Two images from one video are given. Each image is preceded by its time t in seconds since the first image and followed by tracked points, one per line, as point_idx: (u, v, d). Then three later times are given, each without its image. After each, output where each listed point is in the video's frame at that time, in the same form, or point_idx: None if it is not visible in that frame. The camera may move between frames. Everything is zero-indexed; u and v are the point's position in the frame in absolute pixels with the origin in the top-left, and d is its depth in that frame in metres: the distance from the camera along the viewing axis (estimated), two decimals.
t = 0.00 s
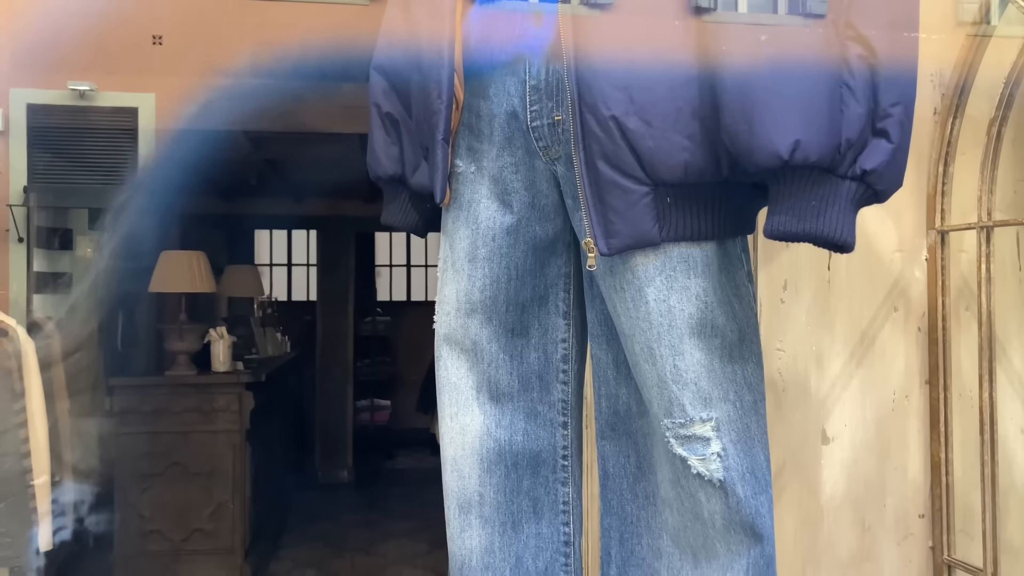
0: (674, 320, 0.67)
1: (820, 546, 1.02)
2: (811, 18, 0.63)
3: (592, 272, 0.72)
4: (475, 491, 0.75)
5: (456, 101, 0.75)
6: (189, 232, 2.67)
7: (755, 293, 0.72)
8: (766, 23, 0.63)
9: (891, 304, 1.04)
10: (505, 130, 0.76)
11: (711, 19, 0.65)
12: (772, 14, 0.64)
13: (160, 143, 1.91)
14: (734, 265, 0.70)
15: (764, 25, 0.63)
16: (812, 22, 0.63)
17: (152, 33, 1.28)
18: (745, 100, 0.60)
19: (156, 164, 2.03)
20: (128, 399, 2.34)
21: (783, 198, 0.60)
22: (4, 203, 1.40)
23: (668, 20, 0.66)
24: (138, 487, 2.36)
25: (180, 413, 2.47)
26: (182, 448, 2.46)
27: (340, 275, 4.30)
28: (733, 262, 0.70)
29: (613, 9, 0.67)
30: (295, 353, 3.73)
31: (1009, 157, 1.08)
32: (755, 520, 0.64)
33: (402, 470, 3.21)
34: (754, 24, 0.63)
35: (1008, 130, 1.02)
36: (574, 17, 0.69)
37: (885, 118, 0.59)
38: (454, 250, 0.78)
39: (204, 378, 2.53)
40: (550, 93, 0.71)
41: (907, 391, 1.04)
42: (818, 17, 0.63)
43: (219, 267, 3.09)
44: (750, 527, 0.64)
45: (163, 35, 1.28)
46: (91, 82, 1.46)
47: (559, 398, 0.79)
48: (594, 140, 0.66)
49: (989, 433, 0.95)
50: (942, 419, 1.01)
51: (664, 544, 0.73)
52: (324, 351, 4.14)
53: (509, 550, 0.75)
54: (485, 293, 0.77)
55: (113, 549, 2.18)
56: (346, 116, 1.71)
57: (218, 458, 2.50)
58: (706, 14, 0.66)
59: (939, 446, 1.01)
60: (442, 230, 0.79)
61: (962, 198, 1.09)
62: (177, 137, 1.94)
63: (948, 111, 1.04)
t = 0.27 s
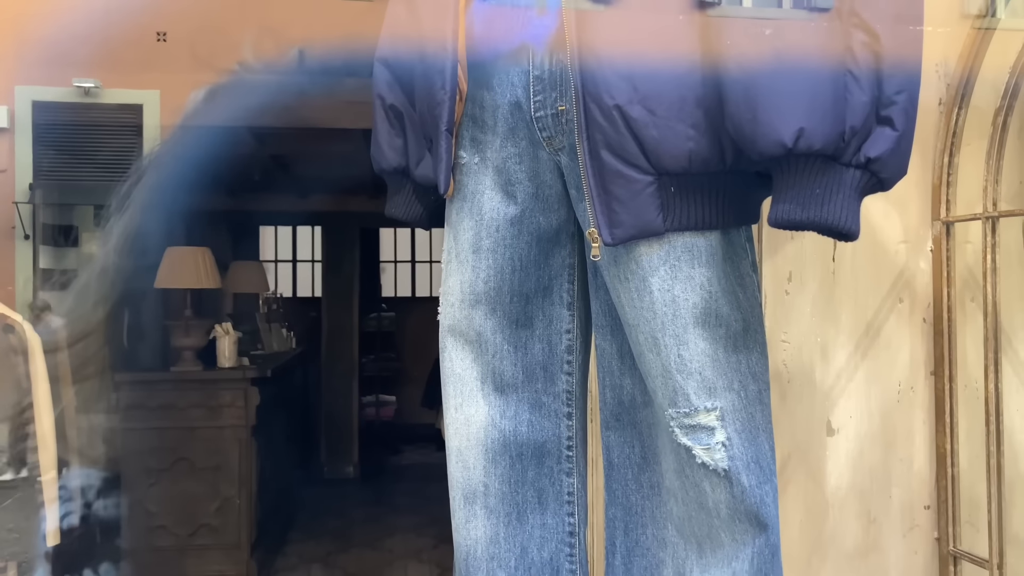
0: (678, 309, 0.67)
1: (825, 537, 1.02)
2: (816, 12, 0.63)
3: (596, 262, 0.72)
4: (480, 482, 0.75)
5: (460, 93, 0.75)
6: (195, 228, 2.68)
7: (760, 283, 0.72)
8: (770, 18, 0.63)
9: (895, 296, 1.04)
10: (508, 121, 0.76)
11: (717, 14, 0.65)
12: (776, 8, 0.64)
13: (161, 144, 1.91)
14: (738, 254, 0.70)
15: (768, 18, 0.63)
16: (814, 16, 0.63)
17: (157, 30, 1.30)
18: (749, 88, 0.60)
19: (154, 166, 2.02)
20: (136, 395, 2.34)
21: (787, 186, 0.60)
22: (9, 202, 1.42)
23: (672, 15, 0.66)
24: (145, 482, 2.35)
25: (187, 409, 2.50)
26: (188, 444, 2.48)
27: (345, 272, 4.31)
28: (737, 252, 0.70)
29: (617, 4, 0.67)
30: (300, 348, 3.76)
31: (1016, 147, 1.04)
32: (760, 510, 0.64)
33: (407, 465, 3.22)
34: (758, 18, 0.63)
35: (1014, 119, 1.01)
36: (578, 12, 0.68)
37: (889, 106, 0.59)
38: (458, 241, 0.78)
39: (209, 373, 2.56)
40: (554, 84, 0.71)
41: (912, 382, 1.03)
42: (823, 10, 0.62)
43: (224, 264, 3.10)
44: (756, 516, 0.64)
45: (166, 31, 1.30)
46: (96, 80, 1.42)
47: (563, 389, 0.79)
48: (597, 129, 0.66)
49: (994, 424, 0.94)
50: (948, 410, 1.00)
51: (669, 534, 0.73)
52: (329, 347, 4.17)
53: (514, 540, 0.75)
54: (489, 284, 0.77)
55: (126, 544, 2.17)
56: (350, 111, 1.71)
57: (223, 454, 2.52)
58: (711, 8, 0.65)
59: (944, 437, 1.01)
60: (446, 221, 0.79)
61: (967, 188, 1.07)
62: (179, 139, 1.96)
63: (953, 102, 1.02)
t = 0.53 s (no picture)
0: (683, 297, 0.67)
1: (830, 526, 1.01)
2: (820, 5, 0.61)
3: (600, 250, 0.72)
4: (485, 470, 0.76)
5: (464, 82, 0.75)
6: (197, 221, 2.68)
7: (764, 270, 0.71)
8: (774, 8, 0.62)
9: (900, 285, 1.04)
10: (512, 109, 0.76)
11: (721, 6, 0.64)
12: None
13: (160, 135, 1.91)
14: (742, 242, 0.70)
15: (772, 11, 0.62)
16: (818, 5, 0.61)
17: (161, 26, 1.33)
18: (752, 75, 0.60)
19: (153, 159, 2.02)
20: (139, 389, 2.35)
21: (792, 171, 0.60)
22: (15, 198, 1.48)
23: (675, 8, 0.65)
24: (151, 476, 2.36)
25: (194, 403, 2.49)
26: (195, 438, 2.49)
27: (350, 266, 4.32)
28: (741, 239, 0.70)
29: None
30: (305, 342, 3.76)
31: None
32: (765, 496, 0.65)
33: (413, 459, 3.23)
34: (763, 10, 0.62)
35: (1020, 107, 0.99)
36: (581, 6, 0.68)
37: (894, 91, 0.58)
38: (463, 230, 0.78)
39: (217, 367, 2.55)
40: (557, 72, 0.71)
41: (917, 370, 1.03)
42: (827, 4, 0.61)
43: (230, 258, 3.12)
44: (760, 503, 0.65)
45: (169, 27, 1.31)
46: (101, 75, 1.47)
47: (568, 378, 0.79)
48: (601, 118, 0.66)
49: (1000, 413, 0.94)
50: (952, 399, 1.00)
51: (673, 522, 0.73)
52: (334, 341, 4.20)
53: (519, 528, 0.76)
54: (493, 273, 0.77)
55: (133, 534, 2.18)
56: (354, 105, 1.71)
57: (230, 448, 2.54)
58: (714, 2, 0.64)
59: (949, 427, 1.00)
60: (450, 211, 0.80)
61: (972, 177, 1.06)
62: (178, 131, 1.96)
63: (958, 91, 1.02)
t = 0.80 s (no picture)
0: (686, 280, 0.67)
1: (835, 511, 1.01)
2: None
3: (603, 234, 0.72)
4: (489, 456, 0.76)
5: (466, 67, 0.75)
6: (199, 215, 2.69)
7: (768, 253, 0.71)
8: None
9: (904, 271, 1.03)
10: (514, 94, 0.76)
11: None
12: None
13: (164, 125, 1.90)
14: (746, 225, 0.70)
15: None
16: None
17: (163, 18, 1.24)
18: (756, 57, 0.59)
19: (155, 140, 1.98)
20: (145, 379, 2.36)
21: (796, 152, 0.59)
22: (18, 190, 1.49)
23: None
24: (157, 467, 2.37)
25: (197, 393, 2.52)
26: (199, 429, 2.51)
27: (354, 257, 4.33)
28: (745, 222, 0.70)
29: None
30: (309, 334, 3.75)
31: None
32: (769, 479, 0.65)
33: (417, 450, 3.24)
34: None
35: None
36: None
37: (898, 71, 0.57)
38: (465, 215, 0.78)
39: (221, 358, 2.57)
40: (559, 55, 0.70)
41: (921, 356, 1.03)
42: None
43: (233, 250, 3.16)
44: (764, 486, 0.65)
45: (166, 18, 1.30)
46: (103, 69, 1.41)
47: (571, 362, 0.79)
48: (604, 100, 0.66)
49: (1005, 397, 0.95)
50: (957, 382, 1.01)
51: (677, 506, 0.73)
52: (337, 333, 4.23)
53: (523, 513, 0.76)
54: (496, 258, 0.77)
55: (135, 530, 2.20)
56: (356, 95, 1.70)
57: (235, 439, 2.55)
58: None
59: (953, 412, 1.01)
60: (452, 196, 0.79)
61: (977, 162, 1.05)
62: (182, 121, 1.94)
63: (962, 75, 1.00)
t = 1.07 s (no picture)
0: (686, 259, 0.67)
1: (836, 492, 1.01)
2: None
3: (604, 213, 0.72)
4: (490, 436, 0.76)
5: (465, 46, 0.75)
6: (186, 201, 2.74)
7: (769, 232, 0.71)
8: None
9: (906, 252, 1.03)
10: (514, 73, 0.75)
11: None
12: None
13: (156, 110, 1.91)
14: (747, 204, 0.70)
15: None
16: None
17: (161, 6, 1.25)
18: (757, 32, 0.59)
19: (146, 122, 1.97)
20: (148, 367, 2.39)
21: (797, 128, 0.59)
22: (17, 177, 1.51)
23: None
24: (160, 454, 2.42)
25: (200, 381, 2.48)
26: (203, 416, 2.49)
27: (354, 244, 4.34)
28: (746, 201, 0.70)
29: None
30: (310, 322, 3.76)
31: None
32: (769, 457, 0.65)
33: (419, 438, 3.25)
34: None
35: None
36: None
37: (899, 47, 0.57)
38: (465, 196, 0.78)
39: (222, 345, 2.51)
40: (560, 33, 0.70)
41: (922, 337, 1.03)
42: None
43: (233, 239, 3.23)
44: (764, 463, 0.65)
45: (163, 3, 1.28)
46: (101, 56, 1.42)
47: (572, 343, 0.79)
48: (604, 78, 0.66)
49: (1006, 378, 0.95)
50: (959, 363, 1.00)
51: (678, 485, 0.74)
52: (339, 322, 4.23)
53: (524, 493, 0.76)
54: (496, 239, 0.77)
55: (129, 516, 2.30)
56: (355, 81, 1.69)
57: (237, 427, 2.52)
58: None
59: (954, 391, 1.01)
60: (452, 177, 0.79)
61: (978, 143, 1.05)
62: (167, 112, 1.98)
63: (965, 54, 1.00)
